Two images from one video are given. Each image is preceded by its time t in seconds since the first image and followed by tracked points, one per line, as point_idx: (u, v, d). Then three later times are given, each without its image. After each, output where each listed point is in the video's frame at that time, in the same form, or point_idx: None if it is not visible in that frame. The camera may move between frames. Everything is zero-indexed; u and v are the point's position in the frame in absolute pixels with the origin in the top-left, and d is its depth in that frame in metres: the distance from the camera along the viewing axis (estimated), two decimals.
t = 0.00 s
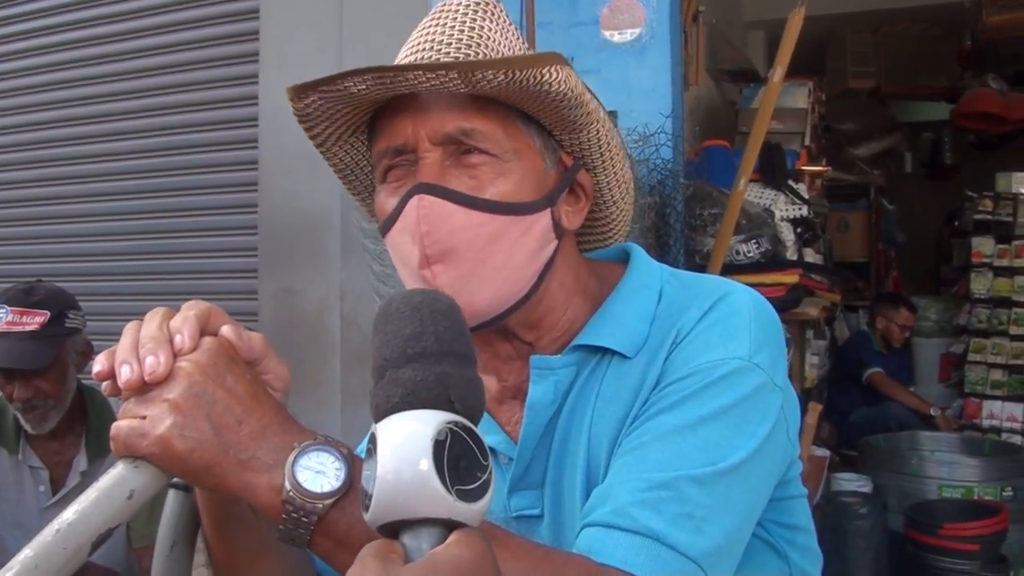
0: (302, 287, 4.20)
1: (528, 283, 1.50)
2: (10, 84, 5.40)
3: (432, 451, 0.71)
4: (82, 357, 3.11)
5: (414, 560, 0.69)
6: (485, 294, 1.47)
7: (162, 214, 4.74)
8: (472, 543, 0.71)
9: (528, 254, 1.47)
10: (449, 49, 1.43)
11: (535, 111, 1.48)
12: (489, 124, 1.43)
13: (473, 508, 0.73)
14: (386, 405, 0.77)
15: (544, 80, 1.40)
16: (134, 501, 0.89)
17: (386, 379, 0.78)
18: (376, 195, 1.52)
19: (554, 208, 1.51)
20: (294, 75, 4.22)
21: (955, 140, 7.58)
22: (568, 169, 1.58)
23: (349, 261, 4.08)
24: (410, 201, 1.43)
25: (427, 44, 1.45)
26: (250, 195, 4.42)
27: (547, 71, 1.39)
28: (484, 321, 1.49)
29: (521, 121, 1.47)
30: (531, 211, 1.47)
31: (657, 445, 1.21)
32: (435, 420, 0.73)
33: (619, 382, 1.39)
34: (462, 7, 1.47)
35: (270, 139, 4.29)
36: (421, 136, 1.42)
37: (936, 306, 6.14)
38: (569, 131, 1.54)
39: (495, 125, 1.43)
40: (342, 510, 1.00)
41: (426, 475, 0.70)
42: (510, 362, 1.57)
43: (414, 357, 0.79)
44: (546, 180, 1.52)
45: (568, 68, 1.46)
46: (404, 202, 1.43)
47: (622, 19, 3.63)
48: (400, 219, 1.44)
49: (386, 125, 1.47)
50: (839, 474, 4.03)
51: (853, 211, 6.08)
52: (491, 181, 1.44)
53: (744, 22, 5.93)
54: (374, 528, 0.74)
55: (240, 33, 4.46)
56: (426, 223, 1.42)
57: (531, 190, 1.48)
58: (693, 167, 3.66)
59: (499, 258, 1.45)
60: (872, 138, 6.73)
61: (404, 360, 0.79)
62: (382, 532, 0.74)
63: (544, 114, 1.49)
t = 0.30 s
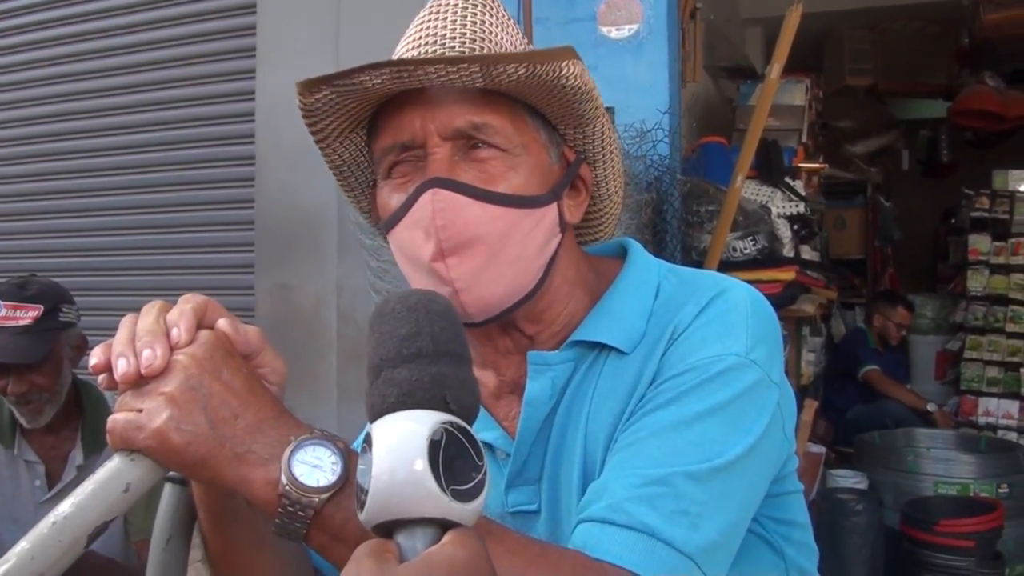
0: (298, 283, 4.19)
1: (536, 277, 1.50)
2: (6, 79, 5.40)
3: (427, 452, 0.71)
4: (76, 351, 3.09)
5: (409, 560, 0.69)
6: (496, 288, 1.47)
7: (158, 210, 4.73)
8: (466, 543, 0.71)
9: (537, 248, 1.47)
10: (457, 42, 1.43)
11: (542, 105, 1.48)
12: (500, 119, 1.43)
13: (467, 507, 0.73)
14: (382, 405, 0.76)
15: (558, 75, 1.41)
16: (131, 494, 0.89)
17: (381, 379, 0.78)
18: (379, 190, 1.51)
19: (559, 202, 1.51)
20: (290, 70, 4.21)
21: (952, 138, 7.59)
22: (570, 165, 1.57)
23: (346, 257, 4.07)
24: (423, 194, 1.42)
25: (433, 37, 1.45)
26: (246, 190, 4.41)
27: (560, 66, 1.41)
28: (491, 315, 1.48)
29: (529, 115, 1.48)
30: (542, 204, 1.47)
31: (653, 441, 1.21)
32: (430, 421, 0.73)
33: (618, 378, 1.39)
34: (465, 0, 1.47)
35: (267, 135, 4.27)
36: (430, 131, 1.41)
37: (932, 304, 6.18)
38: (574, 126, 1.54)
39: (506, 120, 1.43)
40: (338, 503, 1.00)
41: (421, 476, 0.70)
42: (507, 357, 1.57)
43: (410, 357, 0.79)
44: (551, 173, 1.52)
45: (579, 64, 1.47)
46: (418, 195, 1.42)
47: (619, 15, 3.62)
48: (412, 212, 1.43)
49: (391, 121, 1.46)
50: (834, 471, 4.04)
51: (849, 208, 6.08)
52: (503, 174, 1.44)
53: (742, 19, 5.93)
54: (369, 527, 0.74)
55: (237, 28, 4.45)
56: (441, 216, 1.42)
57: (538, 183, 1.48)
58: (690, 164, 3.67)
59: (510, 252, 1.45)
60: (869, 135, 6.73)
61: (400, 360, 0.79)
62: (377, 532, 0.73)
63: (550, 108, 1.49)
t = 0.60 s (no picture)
0: (295, 282, 4.20)
1: (535, 279, 1.50)
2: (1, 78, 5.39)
3: (428, 447, 0.71)
4: (70, 350, 3.08)
5: (408, 556, 0.69)
6: (495, 293, 1.47)
7: (154, 208, 4.73)
8: (465, 539, 0.71)
9: (535, 250, 1.47)
10: (455, 41, 1.43)
11: (540, 105, 1.48)
12: (498, 118, 1.43)
13: (466, 504, 0.73)
14: (383, 400, 0.77)
15: (557, 75, 1.41)
16: (128, 491, 0.89)
17: (383, 374, 0.78)
18: (375, 190, 1.51)
19: (555, 202, 1.51)
20: (287, 69, 4.20)
21: (948, 136, 7.60)
22: (568, 164, 1.58)
23: (342, 255, 4.08)
24: (421, 204, 1.42)
25: (430, 35, 1.45)
26: (243, 189, 4.41)
27: (559, 67, 1.41)
28: (490, 317, 1.49)
29: (527, 115, 1.48)
30: (536, 206, 1.47)
31: (649, 439, 1.22)
32: (432, 417, 0.73)
33: (614, 375, 1.39)
34: None
35: (264, 134, 4.27)
36: (428, 130, 1.41)
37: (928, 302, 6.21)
38: (571, 125, 1.55)
39: (504, 119, 1.43)
40: (335, 502, 1.00)
41: (422, 472, 0.70)
42: (504, 356, 1.58)
43: (412, 353, 0.79)
44: (548, 171, 1.52)
45: (578, 64, 1.47)
46: (417, 205, 1.42)
47: (615, 13, 3.62)
48: (411, 222, 1.43)
49: (389, 120, 1.46)
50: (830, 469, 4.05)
51: (846, 206, 6.10)
52: (500, 175, 1.43)
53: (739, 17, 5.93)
54: (369, 523, 0.74)
55: (233, 27, 4.44)
56: (440, 226, 1.41)
57: (535, 184, 1.48)
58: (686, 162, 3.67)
59: (509, 257, 1.45)
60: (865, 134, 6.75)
61: (402, 356, 0.79)
62: (376, 528, 0.74)
63: (548, 107, 1.49)
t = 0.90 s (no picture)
0: (292, 280, 4.19)
1: (532, 267, 1.50)
2: None
3: (434, 445, 0.71)
4: (66, 347, 3.07)
5: (414, 552, 0.70)
6: (490, 278, 1.47)
7: (150, 207, 4.73)
8: (470, 535, 0.71)
9: (532, 239, 1.47)
10: (452, 35, 1.43)
11: (537, 99, 1.49)
12: (497, 111, 1.43)
13: (472, 501, 0.73)
14: (390, 396, 0.76)
15: (556, 68, 1.42)
16: (128, 488, 0.89)
17: (390, 371, 0.78)
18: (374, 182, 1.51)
19: (552, 196, 1.52)
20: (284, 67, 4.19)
21: (944, 134, 7.61)
22: (563, 159, 1.57)
23: (340, 253, 4.08)
24: (419, 184, 1.41)
25: (427, 31, 1.45)
26: (241, 187, 4.41)
27: (559, 59, 1.42)
28: (486, 304, 1.49)
29: (524, 109, 1.48)
30: (536, 197, 1.47)
31: (645, 435, 1.22)
32: (439, 414, 0.72)
33: (608, 372, 1.39)
34: None
35: (260, 131, 4.25)
36: (427, 122, 1.41)
37: (924, 299, 6.15)
38: (567, 120, 1.55)
39: (502, 112, 1.44)
40: (334, 498, 1.00)
41: (429, 467, 0.70)
42: (501, 353, 1.58)
43: (419, 350, 0.79)
44: (544, 166, 1.52)
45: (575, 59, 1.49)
46: (414, 186, 1.42)
47: (612, 11, 3.62)
48: (408, 201, 1.43)
49: (388, 112, 1.46)
50: (827, 465, 4.06)
51: (842, 204, 6.11)
52: (498, 167, 1.44)
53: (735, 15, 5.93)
54: (374, 517, 0.74)
55: (229, 25, 4.44)
56: (437, 207, 1.41)
57: (533, 177, 1.49)
58: (683, 159, 3.67)
59: (506, 244, 1.45)
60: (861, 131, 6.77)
61: (409, 353, 0.79)
62: (381, 522, 0.74)
63: (545, 102, 1.50)
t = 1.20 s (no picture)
0: (290, 281, 4.19)
1: (519, 276, 1.51)
2: None
3: (424, 451, 0.72)
4: (63, 346, 3.06)
5: (404, 558, 0.70)
6: (475, 287, 1.48)
7: (148, 207, 4.73)
8: (460, 541, 0.72)
9: (517, 248, 1.48)
10: (442, 42, 1.43)
11: (526, 105, 1.48)
12: (482, 117, 1.42)
13: (461, 506, 0.73)
14: (380, 404, 0.77)
15: (537, 76, 1.41)
16: (130, 489, 0.89)
17: (379, 378, 0.79)
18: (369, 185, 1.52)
19: (542, 201, 1.51)
20: (282, 68, 4.18)
21: (942, 135, 7.62)
22: (558, 162, 1.58)
23: (338, 253, 4.08)
24: (401, 196, 1.43)
25: (422, 35, 1.45)
26: (239, 187, 4.41)
27: (536, 66, 1.39)
28: (472, 313, 1.50)
29: (512, 114, 1.47)
30: (522, 204, 1.47)
31: (644, 435, 1.22)
32: (427, 421, 0.73)
33: (607, 373, 1.39)
34: None
35: (258, 132, 4.26)
36: (412, 127, 1.41)
37: (921, 299, 6.19)
38: (560, 126, 1.54)
39: (488, 118, 1.43)
40: (337, 497, 1.01)
41: (417, 474, 0.71)
42: (500, 355, 1.58)
43: (408, 357, 0.79)
44: (535, 172, 1.51)
45: (559, 64, 1.47)
46: (397, 195, 1.44)
47: (610, 12, 3.63)
48: (392, 212, 1.44)
49: (380, 116, 1.47)
50: (824, 466, 4.07)
51: (839, 205, 6.13)
52: (483, 173, 1.44)
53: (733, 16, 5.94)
54: (365, 523, 0.75)
55: (227, 25, 4.43)
56: (418, 217, 1.43)
57: (521, 182, 1.48)
58: (680, 160, 3.67)
59: (489, 254, 1.46)
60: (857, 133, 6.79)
61: (398, 360, 0.79)
62: (372, 528, 0.74)
63: (534, 107, 1.49)
